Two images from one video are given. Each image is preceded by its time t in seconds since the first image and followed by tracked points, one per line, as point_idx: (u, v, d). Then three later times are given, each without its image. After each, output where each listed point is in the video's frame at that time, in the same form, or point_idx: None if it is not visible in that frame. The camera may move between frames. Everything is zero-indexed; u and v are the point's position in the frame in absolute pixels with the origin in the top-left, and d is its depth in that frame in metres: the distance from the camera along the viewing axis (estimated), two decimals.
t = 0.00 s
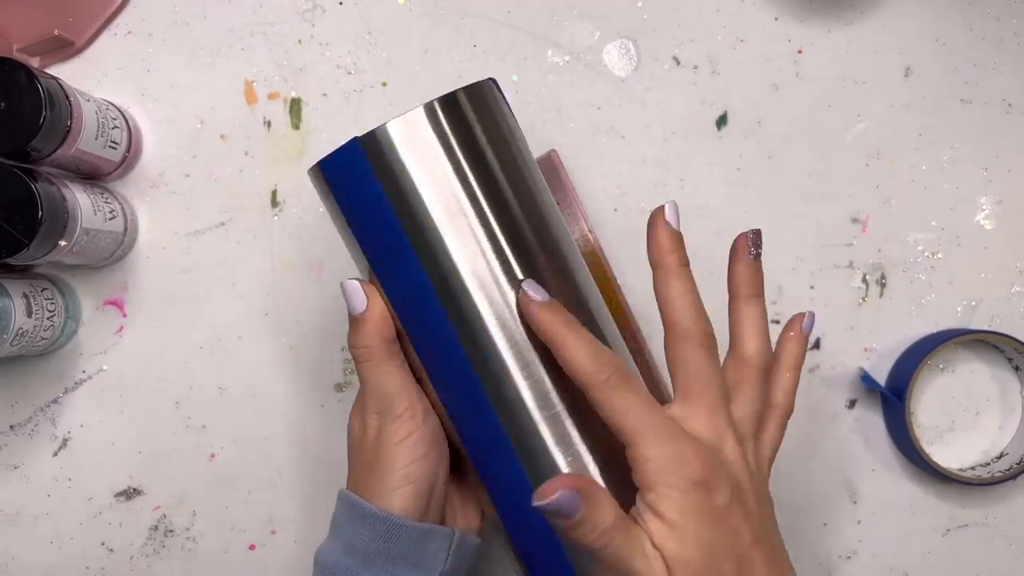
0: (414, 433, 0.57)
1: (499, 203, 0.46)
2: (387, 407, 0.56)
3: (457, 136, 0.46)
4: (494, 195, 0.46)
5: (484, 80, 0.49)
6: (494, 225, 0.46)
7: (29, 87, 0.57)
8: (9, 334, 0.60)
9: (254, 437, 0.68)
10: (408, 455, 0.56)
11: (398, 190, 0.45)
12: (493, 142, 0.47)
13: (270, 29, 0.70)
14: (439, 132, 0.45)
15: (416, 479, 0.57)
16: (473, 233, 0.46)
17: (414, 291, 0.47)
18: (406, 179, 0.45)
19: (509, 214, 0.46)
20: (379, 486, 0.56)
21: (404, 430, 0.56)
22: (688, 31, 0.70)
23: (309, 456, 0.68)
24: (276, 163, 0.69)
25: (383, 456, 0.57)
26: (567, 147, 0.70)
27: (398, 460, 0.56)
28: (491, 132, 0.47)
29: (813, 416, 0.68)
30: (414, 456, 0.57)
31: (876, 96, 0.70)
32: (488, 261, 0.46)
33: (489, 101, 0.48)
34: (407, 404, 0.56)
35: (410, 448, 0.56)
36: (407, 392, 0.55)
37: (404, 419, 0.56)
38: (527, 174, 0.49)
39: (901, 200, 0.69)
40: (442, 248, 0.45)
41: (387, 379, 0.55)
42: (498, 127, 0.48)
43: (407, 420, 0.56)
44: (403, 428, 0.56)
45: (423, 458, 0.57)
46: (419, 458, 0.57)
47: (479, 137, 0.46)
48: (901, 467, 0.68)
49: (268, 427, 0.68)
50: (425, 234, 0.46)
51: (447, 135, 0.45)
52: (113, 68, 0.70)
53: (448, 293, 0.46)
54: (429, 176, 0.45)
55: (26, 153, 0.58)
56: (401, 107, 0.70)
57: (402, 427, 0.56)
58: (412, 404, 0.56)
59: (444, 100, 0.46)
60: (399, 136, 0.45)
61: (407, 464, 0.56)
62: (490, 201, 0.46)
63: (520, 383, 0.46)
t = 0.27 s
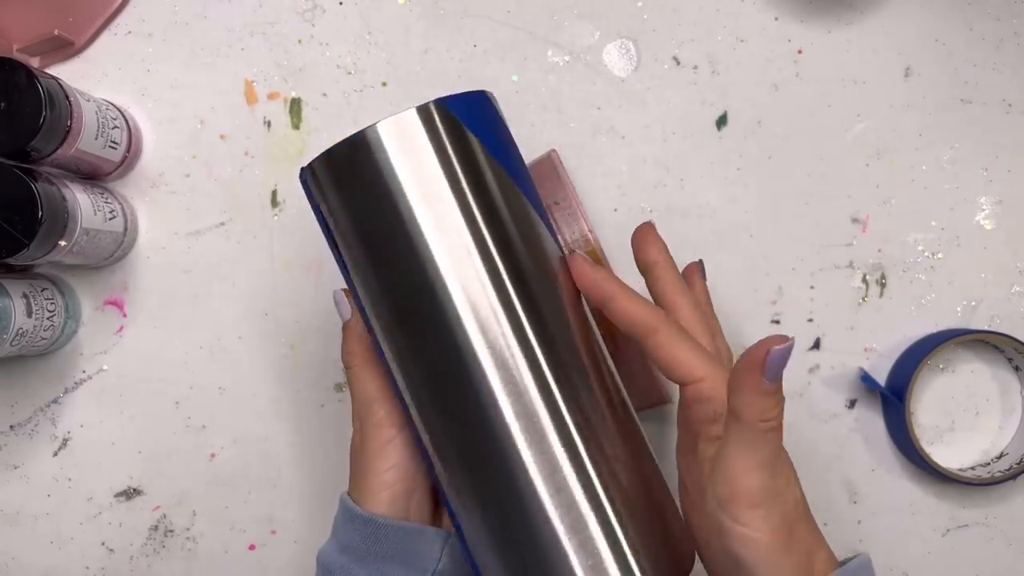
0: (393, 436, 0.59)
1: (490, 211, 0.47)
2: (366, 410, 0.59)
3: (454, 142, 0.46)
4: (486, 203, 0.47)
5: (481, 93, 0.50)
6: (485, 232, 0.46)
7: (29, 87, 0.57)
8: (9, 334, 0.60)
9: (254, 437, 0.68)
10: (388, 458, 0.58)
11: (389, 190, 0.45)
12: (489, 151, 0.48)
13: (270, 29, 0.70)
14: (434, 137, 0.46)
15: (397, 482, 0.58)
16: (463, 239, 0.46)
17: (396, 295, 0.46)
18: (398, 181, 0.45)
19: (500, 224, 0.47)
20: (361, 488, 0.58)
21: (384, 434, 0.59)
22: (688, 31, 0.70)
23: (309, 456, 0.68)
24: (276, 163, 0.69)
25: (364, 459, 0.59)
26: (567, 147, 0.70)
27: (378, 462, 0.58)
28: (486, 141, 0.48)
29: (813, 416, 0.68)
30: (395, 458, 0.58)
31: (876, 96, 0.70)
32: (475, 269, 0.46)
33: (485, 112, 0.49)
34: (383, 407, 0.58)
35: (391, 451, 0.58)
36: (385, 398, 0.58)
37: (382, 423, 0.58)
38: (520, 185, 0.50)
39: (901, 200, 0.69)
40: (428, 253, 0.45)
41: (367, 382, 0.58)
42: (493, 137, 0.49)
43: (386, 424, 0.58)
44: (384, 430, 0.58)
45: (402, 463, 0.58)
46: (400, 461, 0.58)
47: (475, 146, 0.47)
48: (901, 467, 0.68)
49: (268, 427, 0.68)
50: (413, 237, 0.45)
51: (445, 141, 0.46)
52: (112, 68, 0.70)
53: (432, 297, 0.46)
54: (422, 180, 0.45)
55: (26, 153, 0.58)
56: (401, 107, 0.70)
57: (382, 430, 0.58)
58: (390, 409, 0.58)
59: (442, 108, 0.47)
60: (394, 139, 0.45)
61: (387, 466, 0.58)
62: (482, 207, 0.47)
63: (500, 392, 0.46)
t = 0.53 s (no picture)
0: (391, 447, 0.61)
1: (481, 221, 0.47)
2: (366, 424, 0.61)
3: (446, 151, 0.47)
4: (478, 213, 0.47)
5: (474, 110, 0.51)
6: (476, 240, 0.47)
7: (29, 87, 0.57)
8: (9, 334, 0.60)
9: (254, 437, 0.68)
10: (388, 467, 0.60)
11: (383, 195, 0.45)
12: (481, 163, 0.49)
13: (270, 29, 0.70)
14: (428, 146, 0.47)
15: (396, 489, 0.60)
16: (453, 246, 0.46)
17: (386, 300, 0.46)
18: (390, 190, 0.45)
19: (490, 234, 0.47)
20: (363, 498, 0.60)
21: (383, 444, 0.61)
22: (688, 31, 0.70)
23: (309, 456, 0.68)
24: (275, 163, 0.69)
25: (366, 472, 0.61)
26: (567, 147, 0.70)
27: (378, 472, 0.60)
28: (479, 154, 0.49)
29: (812, 416, 0.68)
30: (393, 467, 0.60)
31: (876, 96, 0.70)
32: (465, 276, 0.46)
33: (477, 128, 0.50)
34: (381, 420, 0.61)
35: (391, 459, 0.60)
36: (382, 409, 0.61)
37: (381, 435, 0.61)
38: (510, 197, 0.50)
39: (901, 200, 0.69)
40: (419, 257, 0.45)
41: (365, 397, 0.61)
42: (485, 150, 0.50)
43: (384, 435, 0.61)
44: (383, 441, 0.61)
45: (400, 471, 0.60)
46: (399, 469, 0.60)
47: (467, 157, 0.48)
48: (901, 467, 0.68)
49: (269, 427, 0.68)
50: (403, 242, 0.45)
51: (437, 151, 0.47)
52: (112, 68, 0.70)
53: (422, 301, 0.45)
54: (415, 187, 0.46)
55: (26, 152, 0.58)
56: (401, 107, 0.70)
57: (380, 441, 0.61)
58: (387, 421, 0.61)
59: (435, 119, 0.48)
60: (389, 147, 0.46)
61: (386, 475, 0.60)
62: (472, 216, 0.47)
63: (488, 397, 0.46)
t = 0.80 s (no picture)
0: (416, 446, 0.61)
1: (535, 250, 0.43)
2: (386, 422, 0.61)
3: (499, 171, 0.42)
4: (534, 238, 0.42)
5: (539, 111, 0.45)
6: (532, 270, 0.42)
7: (29, 87, 0.57)
8: (9, 334, 0.60)
9: (254, 437, 0.68)
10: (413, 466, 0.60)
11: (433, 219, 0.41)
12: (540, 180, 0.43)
13: (270, 29, 0.70)
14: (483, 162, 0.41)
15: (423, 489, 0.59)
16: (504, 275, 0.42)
17: (430, 330, 0.43)
18: (438, 204, 0.41)
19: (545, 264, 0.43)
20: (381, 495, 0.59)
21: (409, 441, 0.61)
22: (688, 31, 0.70)
23: (309, 456, 0.68)
24: (275, 163, 0.69)
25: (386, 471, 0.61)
26: (567, 147, 0.70)
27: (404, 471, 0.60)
28: (540, 169, 0.43)
29: (812, 416, 0.68)
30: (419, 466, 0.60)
31: (876, 96, 0.70)
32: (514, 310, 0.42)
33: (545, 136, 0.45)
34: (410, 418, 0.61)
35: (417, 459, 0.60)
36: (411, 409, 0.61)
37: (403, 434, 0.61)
38: (573, 222, 0.45)
39: (900, 200, 0.69)
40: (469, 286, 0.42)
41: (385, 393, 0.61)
42: (546, 160, 0.44)
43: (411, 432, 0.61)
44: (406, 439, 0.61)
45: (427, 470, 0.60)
46: (427, 469, 0.60)
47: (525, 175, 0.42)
48: (901, 467, 0.68)
49: (269, 427, 0.68)
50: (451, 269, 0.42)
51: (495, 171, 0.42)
52: (113, 68, 0.70)
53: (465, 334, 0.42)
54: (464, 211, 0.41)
55: (26, 152, 0.58)
56: (401, 107, 0.70)
57: (400, 439, 0.61)
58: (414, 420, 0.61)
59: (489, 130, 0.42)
60: (438, 166, 0.41)
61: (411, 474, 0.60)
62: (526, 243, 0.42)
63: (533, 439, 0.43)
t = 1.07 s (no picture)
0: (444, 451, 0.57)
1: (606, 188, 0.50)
2: (406, 436, 0.57)
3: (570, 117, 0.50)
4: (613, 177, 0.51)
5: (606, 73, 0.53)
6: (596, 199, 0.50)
7: (29, 87, 0.57)
8: (9, 334, 0.60)
9: (254, 437, 0.68)
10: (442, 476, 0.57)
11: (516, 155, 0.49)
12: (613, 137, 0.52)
13: (270, 29, 0.70)
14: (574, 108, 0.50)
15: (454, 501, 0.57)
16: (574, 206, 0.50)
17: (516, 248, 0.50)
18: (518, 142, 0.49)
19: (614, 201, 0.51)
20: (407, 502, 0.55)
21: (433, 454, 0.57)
22: (688, 31, 0.70)
23: (309, 456, 0.68)
24: (275, 163, 0.69)
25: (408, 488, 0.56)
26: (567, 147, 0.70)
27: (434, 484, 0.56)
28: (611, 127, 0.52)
29: (812, 416, 0.68)
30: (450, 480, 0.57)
31: (876, 96, 0.70)
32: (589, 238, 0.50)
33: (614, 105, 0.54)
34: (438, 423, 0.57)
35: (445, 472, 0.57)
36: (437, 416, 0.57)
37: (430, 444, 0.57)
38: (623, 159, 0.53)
39: (901, 200, 0.69)
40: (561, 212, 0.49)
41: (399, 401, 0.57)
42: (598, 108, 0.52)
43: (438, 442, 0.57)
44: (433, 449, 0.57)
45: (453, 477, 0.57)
46: (456, 480, 0.57)
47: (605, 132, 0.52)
48: (901, 467, 0.68)
49: (269, 427, 0.68)
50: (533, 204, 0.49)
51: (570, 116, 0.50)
52: (113, 68, 0.70)
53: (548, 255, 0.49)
54: (541, 155, 0.49)
55: (26, 152, 0.58)
56: (401, 107, 0.70)
57: (423, 451, 0.57)
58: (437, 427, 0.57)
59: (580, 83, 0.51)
60: (516, 110, 0.49)
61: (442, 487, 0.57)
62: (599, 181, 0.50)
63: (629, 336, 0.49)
